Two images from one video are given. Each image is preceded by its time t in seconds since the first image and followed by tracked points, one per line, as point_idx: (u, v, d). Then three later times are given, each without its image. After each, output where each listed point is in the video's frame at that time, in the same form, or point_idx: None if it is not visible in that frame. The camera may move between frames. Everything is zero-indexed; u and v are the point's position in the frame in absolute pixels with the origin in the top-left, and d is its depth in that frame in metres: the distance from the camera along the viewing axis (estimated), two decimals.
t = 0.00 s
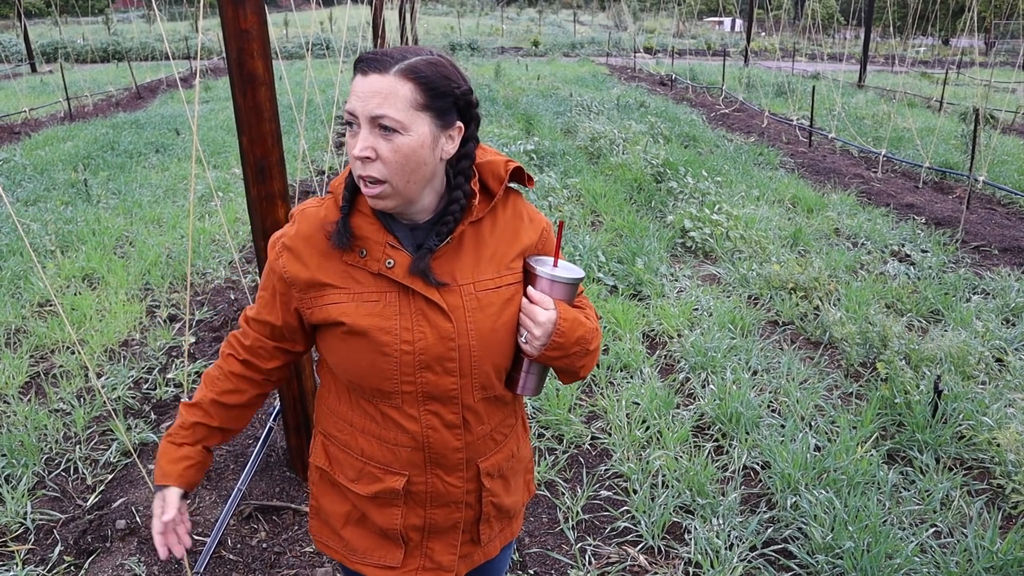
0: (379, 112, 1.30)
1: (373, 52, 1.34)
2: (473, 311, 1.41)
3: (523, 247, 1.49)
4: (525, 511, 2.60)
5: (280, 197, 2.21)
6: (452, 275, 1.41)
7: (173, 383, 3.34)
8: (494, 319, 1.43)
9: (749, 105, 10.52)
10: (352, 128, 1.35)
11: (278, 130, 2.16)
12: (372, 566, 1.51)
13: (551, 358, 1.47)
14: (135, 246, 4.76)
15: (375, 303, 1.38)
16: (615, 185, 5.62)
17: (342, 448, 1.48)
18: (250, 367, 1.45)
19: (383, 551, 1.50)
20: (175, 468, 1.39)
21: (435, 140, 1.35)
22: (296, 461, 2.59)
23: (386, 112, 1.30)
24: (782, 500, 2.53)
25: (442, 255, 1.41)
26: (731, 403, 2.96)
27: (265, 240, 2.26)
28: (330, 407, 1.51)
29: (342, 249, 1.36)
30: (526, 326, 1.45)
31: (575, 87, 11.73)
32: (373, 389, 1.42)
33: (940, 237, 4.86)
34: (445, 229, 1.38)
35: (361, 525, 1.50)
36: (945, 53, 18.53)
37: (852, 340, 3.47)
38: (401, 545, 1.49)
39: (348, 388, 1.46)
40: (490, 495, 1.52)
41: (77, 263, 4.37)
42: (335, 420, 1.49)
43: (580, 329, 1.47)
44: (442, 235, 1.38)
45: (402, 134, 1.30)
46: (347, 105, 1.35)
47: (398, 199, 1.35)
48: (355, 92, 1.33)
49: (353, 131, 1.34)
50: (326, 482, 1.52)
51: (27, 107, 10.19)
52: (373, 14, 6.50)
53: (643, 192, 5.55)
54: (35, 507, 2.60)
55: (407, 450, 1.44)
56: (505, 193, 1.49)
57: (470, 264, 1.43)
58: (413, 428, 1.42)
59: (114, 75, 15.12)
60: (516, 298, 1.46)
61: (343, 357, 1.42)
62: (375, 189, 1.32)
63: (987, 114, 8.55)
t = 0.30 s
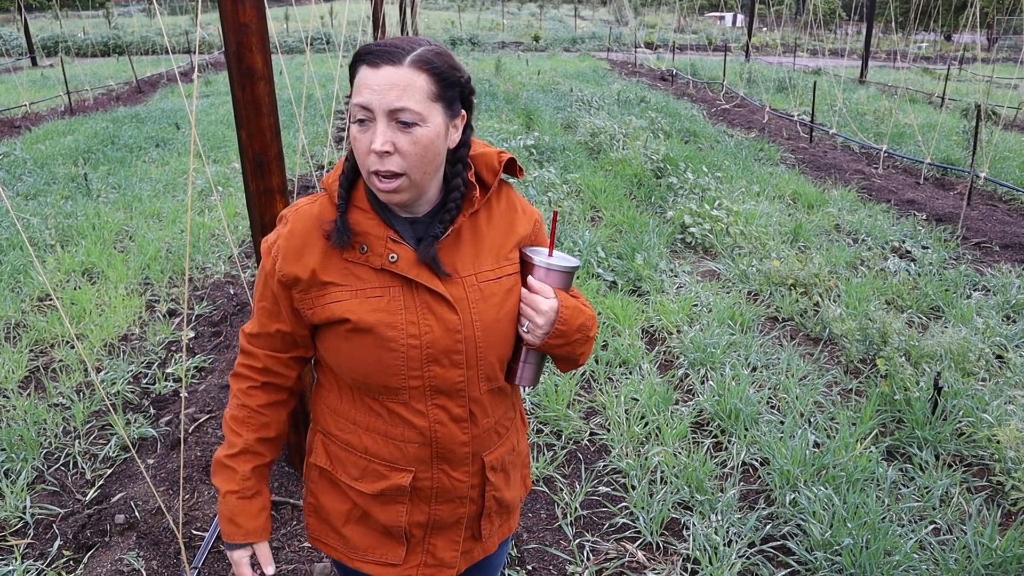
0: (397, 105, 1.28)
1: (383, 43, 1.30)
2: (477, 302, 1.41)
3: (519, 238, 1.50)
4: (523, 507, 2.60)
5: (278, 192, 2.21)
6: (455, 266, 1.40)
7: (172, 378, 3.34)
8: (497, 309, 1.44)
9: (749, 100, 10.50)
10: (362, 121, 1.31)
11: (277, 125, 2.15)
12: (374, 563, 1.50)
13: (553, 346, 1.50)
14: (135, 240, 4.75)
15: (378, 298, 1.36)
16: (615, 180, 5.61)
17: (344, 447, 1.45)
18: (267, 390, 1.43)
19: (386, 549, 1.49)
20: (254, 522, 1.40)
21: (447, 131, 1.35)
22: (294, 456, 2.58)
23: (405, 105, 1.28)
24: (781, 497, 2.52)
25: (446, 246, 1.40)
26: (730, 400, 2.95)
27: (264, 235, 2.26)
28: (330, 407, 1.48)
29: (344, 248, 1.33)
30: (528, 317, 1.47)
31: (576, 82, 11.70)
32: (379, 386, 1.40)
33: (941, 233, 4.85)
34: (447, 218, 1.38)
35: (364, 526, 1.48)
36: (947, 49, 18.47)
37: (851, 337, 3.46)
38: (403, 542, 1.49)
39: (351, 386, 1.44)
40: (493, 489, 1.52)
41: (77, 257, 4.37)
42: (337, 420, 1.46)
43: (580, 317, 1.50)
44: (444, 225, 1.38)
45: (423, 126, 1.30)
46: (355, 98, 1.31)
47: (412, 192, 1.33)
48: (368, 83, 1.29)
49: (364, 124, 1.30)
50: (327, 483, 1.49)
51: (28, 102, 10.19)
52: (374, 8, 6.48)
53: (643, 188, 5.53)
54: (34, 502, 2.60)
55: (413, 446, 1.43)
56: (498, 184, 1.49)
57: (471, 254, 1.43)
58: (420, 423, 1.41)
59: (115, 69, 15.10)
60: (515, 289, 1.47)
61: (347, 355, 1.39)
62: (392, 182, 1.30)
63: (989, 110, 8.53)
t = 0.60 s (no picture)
0: (453, 96, 1.29)
1: (419, 36, 1.29)
2: (492, 295, 1.43)
3: (511, 229, 1.57)
4: (520, 504, 2.60)
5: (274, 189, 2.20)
6: (466, 262, 1.41)
7: (169, 375, 3.33)
8: (507, 302, 1.47)
9: (747, 97, 10.50)
10: (413, 116, 1.26)
11: (273, 122, 2.15)
12: (390, 568, 1.50)
13: (552, 331, 1.63)
14: (132, 237, 4.74)
15: (401, 304, 1.33)
16: (611, 177, 5.61)
17: (360, 456, 1.42)
18: (278, 417, 1.37)
19: (403, 551, 1.50)
20: (290, 552, 1.39)
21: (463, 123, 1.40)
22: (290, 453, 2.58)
23: (458, 96, 1.30)
24: (777, 493, 2.53)
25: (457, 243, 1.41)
26: (726, 396, 2.95)
27: (260, 232, 2.26)
28: (335, 420, 1.44)
29: (365, 256, 1.29)
30: (534, 308, 1.57)
31: (573, 79, 11.70)
32: (402, 392, 1.38)
33: (937, 229, 4.86)
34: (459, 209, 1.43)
35: (382, 533, 1.47)
36: (944, 45, 18.47)
37: (848, 333, 3.46)
38: (419, 544, 1.49)
39: (365, 393, 1.41)
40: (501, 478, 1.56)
41: (73, 255, 4.36)
42: (349, 430, 1.42)
43: (575, 298, 1.64)
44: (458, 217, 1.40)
45: (467, 116, 1.33)
46: (399, 93, 1.26)
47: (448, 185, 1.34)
48: (418, 75, 1.26)
49: (415, 116, 1.26)
50: (338, 498, 1.45)
51: (25, 99, 10.16)
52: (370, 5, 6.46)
53: (640, 184, 5.53)
54: (30, 499, 2.60)
55: (437, 446, 1.43)
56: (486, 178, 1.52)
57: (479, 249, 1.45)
58: (445, 423, 1.42)
59: (112, 66, 15.07)
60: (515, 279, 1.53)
61: (368, 364, 1.36)
62: (443, 175, 1.30)
63: (986, 106, 8.53)
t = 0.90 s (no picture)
0: (463, 93, 1.33)
1: (424, 36, 1.31)
2: (494, 284, 1.48)
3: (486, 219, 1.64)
4: (516, 503, 2.60)
5: (271, 188, 2.20)
6: (469, 255, 1.45)
7: (164, 375, 3.33)
8: (504, 289, 1.53)
9: (743, 95, 10.51)
10: (429, 113, 1.28)
11: (269, 121, 2.15)
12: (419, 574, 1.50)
13: (536, 311, 1.74)
14: (128, 236, 4.73)
15: (425, 302, 1.34)
16: (607, 175, 5.61)
17: (387, 466, 1.41)
18: (305, 446, 1.32)
19: (430, 553, 1.51)
20: None
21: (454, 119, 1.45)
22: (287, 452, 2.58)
23: (465, 93, 1.35)
24: (772, 492, 2.54)
25: (457, 237, 1.45)
26: (722, 395, 2.96)
27: (256, 231, 2.26)
28: (348, 436, 1.41)
29: (388, 258, 1.29)
30: (521, 290, 1.69)
31: (569, 77, 11.69)
32: (428, 394, 1.38)
33: (933, 228, 4.87)
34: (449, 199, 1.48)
35: (411, 539, 1.47)
36: (941, 44, 18.48)
37: (843, 332, 3.47)
38: (445, 543, 1.51)
39: (385, 401, 1.40)
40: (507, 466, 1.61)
41: (69, 254, 4.35)
42: (370, 442, 1.41)
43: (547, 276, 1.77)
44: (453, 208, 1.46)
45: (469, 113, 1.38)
46: (415, 92, 1.27)
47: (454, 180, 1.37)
48: (431, 74, 1.29)
49: (431, 114, 1.29)
50: (363, 515, 1.43)
51: (19, 97, 10.13)
52: (366, 4, 6.45)
53: (636, 183, 5.53)
54: (25, 498, 2.60)
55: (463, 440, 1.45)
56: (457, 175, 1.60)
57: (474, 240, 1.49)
58: (471, 415, 1.44)
59: (107, 64, 15.02)
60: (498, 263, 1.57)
61: (394, 371, 1.35)
62: (456, 170, 1.33)
63: (981, 105, 8.55)
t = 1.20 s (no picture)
0: (459, 90, 1.35)
1: (419, 35, 1.33)
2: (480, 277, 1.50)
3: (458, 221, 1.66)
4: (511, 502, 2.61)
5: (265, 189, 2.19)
6: (457, 252, 1.46)
7: (160, 375, 3.32)
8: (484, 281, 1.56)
9: (739, 95, 10.52)
10: (432, 108, 1.29)
11: (263, 121, 2.15)
12: None
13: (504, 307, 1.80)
14: (123, 236, 4.72)
15: (437, 298, 1.32)
16: (603, 175, 5.61)
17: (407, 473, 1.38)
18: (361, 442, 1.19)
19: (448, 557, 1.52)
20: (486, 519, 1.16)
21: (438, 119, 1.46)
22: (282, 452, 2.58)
23: (460, 91, 1.37)
24: (768, 491, 2.54)
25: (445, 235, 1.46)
26: (717, 395, 2.97)
27: (251, 232, 2.25)
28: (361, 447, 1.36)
29: (402, 253, 1.27)
30: (494, 282, 1.74)
31: (566, 77, 11.69)
32: (442, 393, 1.37)
33: (928, 227, 4.88)
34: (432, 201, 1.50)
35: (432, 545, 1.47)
36: (937, 43, 18.52)
37: (838, 331, 3.48)
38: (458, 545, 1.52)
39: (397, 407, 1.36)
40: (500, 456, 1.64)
41: (64, 254, 4.35)
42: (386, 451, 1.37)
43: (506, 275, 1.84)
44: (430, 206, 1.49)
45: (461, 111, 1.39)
46: (418, 87, 1.28)
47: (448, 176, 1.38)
48: (431, 70, 1.30)
49: (433, 108, 1.29)
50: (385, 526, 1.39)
51: (15, 97, 10.12)
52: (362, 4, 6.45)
53: (632, 182, 5.54)
54: (21, 499, 2.60)
55: (473, 434, 1.46)
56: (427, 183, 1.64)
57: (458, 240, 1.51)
58: (478, 408, 1.45)
59: (103, 64, 14.99)
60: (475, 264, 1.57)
61: (412, 374, 1.32)
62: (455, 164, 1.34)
63: (976, 105, 8.57)
